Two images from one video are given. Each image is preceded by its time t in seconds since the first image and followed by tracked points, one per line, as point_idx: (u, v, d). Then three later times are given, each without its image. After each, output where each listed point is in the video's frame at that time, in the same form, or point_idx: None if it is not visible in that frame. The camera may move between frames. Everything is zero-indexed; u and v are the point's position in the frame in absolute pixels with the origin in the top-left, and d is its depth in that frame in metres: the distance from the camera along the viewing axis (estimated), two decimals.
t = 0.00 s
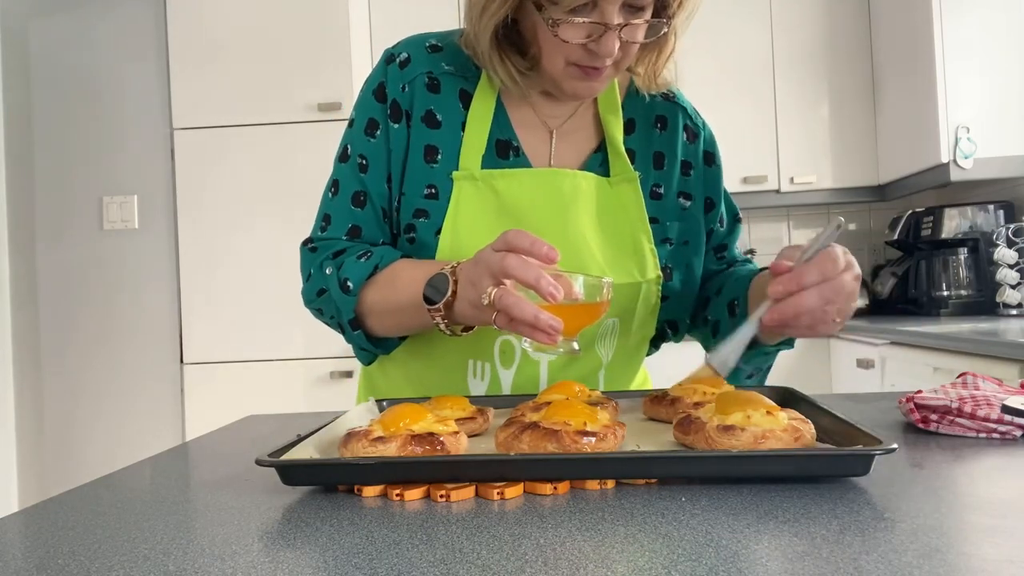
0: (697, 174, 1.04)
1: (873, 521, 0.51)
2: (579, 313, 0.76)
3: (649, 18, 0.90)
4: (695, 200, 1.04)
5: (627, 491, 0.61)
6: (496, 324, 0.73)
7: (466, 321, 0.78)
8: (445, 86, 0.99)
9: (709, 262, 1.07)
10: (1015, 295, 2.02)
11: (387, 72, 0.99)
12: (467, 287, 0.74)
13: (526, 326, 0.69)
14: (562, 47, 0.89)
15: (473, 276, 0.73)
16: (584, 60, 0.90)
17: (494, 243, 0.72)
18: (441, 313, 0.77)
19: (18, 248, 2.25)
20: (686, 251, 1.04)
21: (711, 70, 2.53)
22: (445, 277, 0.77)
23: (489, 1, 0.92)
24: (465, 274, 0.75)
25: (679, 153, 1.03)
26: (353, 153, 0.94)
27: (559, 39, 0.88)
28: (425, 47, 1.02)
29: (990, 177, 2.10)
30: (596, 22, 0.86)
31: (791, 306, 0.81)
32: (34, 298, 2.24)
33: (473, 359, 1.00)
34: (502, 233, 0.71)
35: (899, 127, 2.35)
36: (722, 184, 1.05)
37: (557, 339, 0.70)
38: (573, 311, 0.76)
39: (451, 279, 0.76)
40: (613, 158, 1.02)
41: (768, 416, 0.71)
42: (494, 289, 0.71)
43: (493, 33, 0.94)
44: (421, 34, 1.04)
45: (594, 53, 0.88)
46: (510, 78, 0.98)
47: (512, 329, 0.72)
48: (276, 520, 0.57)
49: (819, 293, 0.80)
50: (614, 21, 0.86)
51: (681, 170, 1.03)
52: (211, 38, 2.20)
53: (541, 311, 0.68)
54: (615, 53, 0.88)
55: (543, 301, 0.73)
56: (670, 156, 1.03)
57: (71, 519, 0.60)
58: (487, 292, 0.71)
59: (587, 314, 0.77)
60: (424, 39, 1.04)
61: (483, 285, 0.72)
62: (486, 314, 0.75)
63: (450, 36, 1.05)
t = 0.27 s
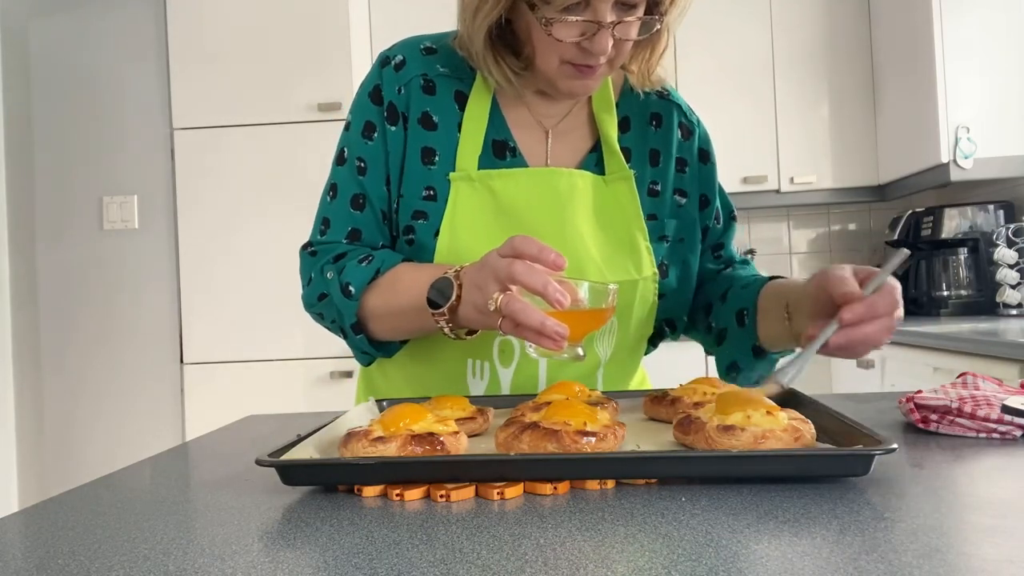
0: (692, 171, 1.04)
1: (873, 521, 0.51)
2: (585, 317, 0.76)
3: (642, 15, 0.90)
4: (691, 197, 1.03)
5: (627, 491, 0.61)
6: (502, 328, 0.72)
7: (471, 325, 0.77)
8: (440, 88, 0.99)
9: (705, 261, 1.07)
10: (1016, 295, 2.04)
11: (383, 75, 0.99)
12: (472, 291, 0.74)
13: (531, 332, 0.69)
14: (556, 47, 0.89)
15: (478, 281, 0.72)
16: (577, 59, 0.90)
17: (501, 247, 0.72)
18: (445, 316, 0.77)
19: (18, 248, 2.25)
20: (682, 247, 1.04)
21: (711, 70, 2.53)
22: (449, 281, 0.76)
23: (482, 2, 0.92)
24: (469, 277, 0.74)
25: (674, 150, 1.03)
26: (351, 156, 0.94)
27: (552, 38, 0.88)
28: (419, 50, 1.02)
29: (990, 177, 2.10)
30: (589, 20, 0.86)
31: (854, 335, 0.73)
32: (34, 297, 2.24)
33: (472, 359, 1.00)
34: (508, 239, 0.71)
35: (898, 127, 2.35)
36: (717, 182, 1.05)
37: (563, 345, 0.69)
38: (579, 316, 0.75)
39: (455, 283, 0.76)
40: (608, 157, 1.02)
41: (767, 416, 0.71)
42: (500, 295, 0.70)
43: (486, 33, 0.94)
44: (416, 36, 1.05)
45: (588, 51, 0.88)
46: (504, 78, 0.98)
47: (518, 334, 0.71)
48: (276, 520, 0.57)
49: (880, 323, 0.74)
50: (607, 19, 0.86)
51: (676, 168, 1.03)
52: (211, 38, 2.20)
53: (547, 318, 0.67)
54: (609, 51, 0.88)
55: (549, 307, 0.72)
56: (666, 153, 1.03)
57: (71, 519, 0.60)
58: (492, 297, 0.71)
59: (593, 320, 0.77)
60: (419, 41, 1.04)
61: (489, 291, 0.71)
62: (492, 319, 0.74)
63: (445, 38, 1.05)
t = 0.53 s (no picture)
0: (688, 168, 1.04)
1: (873, 521, 0.51)
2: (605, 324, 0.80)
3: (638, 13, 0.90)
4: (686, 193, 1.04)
5: (627, 491, 0.61)
6: (525, 335, 0.74)
7: (488, 330, 0.78)
8: (440, 89, 0.99)
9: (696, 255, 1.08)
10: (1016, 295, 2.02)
11: (383, 76, 0.99)
12: (493, 296, 0.74)
13: (557, 339, 0.71)
14: (551, 46, 0.89)
15: (501, 288, 0.73)
16: (574, 57, 0.90)
17: (524, 255, 0.71)
18: (464, 321, 0.78)
19: (18, 248, 2.25)
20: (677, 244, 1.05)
21: (711, 70, 2.53)
22: (468, 287, 0.77)
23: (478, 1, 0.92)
24: (491, 283, 0.75)
25: (670, 148, 1.02)
26: (353, 156, 0.94)
27: (548, 37, 0.88)
28: (418, 51, 1.02)
29: (990, 177, 2.10)
30: (584, 18, 0.86)
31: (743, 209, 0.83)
32: (34, 298, 2.24)
33: (474, 356, 1.00)
34: (534, 245, 0.70)
35: (898, 127, 2.35)
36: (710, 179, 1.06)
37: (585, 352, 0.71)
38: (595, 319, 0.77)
39: (474, 288, 0.77)
40: (606, 156, 1.02)
41: (767, 416, 0.71)
42: (527, 302, 0.71)
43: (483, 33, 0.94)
44: (414, 37, 1.04)
45: (584, 49, 0.88)
46: (502, 79, 0.98)
47: (541, 341, 0.73)
48: (276, 520, 0.57)
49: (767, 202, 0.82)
50: (603, 18, 0.87)
51: (672, 166, 1.03)
52: (211, 38, 2.20)
53: (574, 326, 0.70)
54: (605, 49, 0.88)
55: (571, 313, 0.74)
56: (662, 151, 1.03)
57: (71, 519, 0.60)
58: (519, 304, 0.72)
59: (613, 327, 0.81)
60: (417, 42, 1.04)
61: (514, 298, 0.72)
62: (513, 324, 0.75)
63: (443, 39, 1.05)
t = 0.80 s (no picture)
0: (681, 162, 1.04)
1: (873, 521, 0.51)
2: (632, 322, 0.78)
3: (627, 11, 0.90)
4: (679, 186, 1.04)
5: (627, 491, 0.61)
6: (551, 334, 0.74)
7: (514, 331, 0.78)
8: (438, 90, 0.99)
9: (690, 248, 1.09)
10: (1016, 295, 2.02)
11: (382, 78, 0.98)
12: (518, 296, 0.75)
13: (586, 338, 0.71)
14: (541, 46, 0.89)
15: (527, 287, 0.73)
16: (564, 57, 0.89)
17: (549, 253, 0.72)
18: (486, 323, 0.78)
19: (18, 247, 2.25)
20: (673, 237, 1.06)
21: (711, 70, 2.53)
22: (492, 288, 0.78)
23: (466, 5, 0.93)
24: (516, 283, 0.75)
25: (663, 141, 1.03)
26: (357, 158, 0.94)
27: (537, 37, 0.88)
28: (414, 53, 1.02)
29: (990, 177, 2.10)
30: (573, 18, 0.86)
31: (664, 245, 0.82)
32: (34, 297, 2.24)
33: (478, 355, 1.00)
34: (561, 242, 0.71)
35: (899, 127, 2.35)
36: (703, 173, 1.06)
37: (614, 350, 0.71)
38: (625, 319, 0.77)
39: (497, 289, 0.77)
40: (602, 154, 1.01)
41: (767, 416, 0.71)
42: (553, 300, 0.72)
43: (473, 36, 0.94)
44: (410, 40, 1.04)
45: (574, 48, 0.88)
46: (494, 80, 0.98)
47: (569, 339, 0.73)
48: (276, 520, 0.57)
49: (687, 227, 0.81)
50: (591, 16, 0.87)
51: (666, 160, 1.04)
52: (211, 38, 2.20)
53: (603, 324, 0.70)
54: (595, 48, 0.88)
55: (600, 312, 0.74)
56: (656, 146, 1.03)
57: (71, 519, 0.60)
58: (547, 303, 0.72)
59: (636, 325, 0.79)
60: (413, 45, 1.04)
61: (540, 297, 0.73)
62: (540, 324, 0.76)
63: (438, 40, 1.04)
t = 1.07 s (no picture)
0: (681, 163, 1.05)
1: (873, 521, 0.51)
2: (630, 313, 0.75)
3: (619, 9, 0.90)
4: (678, 186, 1.05)
5: (627, 491, 0.61)
6: (545, 330, 0.72)
7: (510, 329, 0.76)
8: (435, 92, 1.00)
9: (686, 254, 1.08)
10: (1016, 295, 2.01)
11: (379, 81, 0.98)
12: (510, 293, 0.73)
13: (577, 334, 0.68)
14: (534, 48, 0.89)
15: (517, 283, 0.71)
16: (557, 58, 0.89)
17: (539, 248, 0.70)
18: (480, 321, 0.77)
19: (18, 247, 2.25)
20: (671, 238, 1.06)
21: (711, 70, 2.53)
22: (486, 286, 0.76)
23: (458, 10, 0.93)
24: (507, 280, 0.73)
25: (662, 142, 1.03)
26: (356, 161, 0.94)
27: (528, 39, 0.88)
28: (412, 56, 1.02)
29: (990, 177, 2.11)
30: (564, 19, 0.86)
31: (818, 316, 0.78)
32: (34, 297, 2.24)
33: (476, 355, 1.00)
34: (550, 239, 0.69)
35: (898, 127, 2.35)
36: (701, 174, 1.07)
37: (607, 345, 0.68)
38: (620, 314, 0.74)
39: (490, 287, 0.76)
40: (601, 154, 1.02)
41: (767, 416, 0.72)
42: (544, 296, 0.70)
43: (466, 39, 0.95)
44: (407, 43, 1.04)
45: (567, 49, 0.88)
46: (489, 83, 0.99)
47: (561, 335, 0.70)
48: (276, 521, 0.57)
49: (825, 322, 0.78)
50: (582, 17, 0.86)
51: (665, 160, 1.05)
52: (211, 38, 2.20)
53: (593, 319, 0.67)
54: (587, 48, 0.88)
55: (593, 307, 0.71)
56: (656, 146, 1.03)
57: (71, 519, 0.60)
58: (536, 300, 0.70)
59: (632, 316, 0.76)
60: (411, 47, 1.04)
61: (531, 293, 0.71)
62: (532, 320, 0.73)
63: (436, 43, 1.04)
